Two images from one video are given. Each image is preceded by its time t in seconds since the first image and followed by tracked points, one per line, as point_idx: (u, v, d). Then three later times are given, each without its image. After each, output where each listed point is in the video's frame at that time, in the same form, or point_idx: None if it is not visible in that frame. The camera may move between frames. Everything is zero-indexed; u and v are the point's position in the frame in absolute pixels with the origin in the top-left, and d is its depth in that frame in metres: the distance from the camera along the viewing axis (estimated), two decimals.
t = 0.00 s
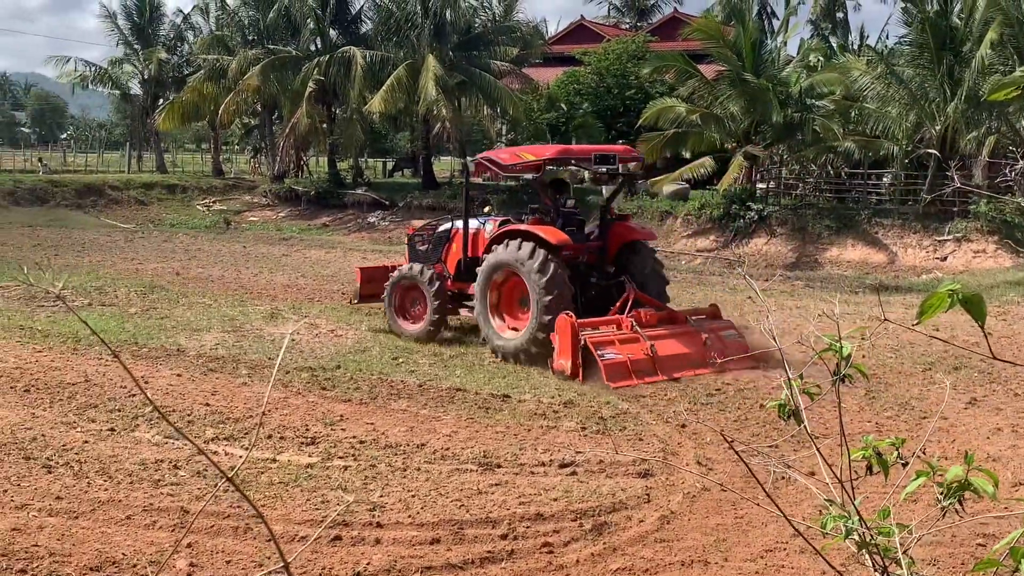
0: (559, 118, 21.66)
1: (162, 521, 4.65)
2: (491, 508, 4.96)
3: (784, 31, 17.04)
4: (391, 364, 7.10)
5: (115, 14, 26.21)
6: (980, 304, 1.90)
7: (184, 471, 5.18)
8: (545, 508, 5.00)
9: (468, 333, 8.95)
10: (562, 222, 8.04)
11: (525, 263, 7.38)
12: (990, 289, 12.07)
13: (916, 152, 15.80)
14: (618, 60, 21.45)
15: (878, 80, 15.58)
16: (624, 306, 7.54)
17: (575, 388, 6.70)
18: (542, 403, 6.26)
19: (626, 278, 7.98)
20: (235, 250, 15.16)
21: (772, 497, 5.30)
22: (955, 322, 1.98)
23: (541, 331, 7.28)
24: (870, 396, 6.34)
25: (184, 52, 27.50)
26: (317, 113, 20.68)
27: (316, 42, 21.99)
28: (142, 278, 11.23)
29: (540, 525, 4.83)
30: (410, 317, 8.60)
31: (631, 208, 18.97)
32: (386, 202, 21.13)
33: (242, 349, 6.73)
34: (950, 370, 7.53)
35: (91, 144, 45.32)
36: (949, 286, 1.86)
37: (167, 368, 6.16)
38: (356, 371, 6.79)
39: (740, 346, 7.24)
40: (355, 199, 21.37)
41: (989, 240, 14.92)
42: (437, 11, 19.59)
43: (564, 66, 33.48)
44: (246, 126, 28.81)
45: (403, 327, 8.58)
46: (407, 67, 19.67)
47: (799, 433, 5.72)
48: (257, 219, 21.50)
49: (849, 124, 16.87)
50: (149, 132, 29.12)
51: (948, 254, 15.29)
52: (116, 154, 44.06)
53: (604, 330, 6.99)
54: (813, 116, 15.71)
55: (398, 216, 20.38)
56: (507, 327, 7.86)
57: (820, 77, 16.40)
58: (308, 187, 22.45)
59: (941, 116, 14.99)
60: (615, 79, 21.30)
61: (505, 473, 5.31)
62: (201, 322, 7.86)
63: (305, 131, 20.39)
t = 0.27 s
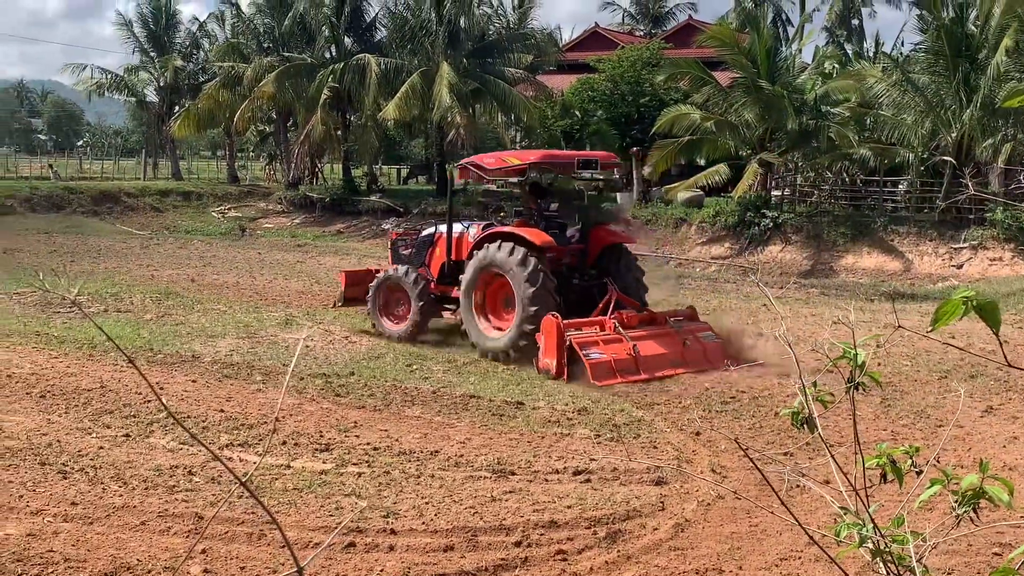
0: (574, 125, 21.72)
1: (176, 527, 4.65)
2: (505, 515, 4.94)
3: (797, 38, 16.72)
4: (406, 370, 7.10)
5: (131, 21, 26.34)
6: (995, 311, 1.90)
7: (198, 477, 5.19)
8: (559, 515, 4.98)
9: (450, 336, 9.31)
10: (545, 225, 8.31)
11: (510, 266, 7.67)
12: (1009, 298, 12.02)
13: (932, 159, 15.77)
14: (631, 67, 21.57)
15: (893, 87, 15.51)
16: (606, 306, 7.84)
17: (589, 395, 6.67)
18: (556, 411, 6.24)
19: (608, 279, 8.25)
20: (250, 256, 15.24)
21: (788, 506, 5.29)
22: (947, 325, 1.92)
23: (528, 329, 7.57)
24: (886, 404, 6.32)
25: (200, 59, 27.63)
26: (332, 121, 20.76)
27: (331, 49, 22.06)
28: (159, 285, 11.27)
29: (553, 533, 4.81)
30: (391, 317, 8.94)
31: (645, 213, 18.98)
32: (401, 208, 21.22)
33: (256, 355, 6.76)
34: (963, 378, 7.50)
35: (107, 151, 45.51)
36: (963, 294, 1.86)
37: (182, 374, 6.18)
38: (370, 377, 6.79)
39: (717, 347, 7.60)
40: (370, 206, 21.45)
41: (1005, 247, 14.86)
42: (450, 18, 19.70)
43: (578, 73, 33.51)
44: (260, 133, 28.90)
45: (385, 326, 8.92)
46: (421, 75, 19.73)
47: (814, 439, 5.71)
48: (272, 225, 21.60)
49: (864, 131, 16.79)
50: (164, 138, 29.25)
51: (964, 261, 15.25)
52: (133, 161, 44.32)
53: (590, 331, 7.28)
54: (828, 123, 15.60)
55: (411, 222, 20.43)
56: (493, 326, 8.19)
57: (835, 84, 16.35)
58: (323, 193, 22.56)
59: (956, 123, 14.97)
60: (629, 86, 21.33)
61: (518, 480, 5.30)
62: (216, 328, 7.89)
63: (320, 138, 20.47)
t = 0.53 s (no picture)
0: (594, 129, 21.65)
1: (199, 530, 4.66)
2: (527, 519, 4.92)
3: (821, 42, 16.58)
4: (427, 374, 7.10)
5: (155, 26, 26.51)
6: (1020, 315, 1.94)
7: (220, 480, 5.20)
8: (580, 519, 4.96)
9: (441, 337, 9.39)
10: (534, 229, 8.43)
11: (500, 269, 7.78)
12: None
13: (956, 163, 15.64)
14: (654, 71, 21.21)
15: (916, 90, 15.41)
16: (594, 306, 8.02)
17: (611, 399, 6.61)
18: (577, 415, 6.22)
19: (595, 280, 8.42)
20: (272, 260, 15.32)
21: (811, 511, 5.27)
22: (969, 330, 1.96)
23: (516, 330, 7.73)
24: (910, 409, 6.29)
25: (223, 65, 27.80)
26: (354, 125, 20.84)
27: (353, 54, 22.15)
28: (182, 289, 11.33)
29: (575, 537, 4.78)
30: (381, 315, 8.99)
31: (665, 217, 18.92)
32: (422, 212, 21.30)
33: (279, 358, 6.79)
34: (989, 383, 7.43)
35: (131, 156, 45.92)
36: (988, 299, 1.91)
37: (205, 377, 6.22)
38: (392, 381, 6.80)
39: (701, 345, 7.82)
40: (391, 210, 21.51)
41: None
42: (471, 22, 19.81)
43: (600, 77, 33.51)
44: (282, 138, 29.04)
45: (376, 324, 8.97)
46: (443, 79, 19.76)
47: (836, 444, 5.72)
48: (294, 229, 21.71)
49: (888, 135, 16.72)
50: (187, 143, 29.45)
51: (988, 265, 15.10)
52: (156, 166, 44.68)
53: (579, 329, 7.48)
54: (851, 127, 15.65)
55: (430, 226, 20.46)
56: (484, 328, 8.28)
57: (858, 87, 16.26)
58: (344, 198, 22.63)
59: (981, 126, 14.85)
60: (651, 90, 21.05)
61: (540, 484, 5.29)
62: (238, 331, 7.94)
63: (342, 143, 20.55)
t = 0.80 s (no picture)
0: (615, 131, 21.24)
1: (219, 530, 4.66)
2: (546, 522, 4.90)
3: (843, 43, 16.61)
4: (446, 377, 7.09)
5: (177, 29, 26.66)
6: None
7: (240, 482, 5.20)
8: (599, 523, 4.93)
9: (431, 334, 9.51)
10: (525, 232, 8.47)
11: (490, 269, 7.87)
12: None
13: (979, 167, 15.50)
14: (674, 74, 21.29)
15: (939, 93, 15.09)
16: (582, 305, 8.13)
17: (630, 402, 6.56)
18: (596, 418, 6.18)
19: (584, 281, 8.48)
20: (292, 262, 15.38)
21: (832, 515, 5.24)
22: (991, 330, 1.93)
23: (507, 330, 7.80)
24: (931, 413, 6.25)
25: (244, 67, 27.91)
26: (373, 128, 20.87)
27: (373, 57, 22.21)
28: (203, 290, 11.38)
29: (594, 540, 4.75)
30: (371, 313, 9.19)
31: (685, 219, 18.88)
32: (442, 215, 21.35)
33: (298, 360, 6.82)
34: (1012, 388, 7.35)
35: (152, 159, 46.28)
36: (1008, 301, 1.87)
37: (225, 379, 6.24)
38: (411, 384, 6.78)
39: (687, 341, 7.98)
40: (411, 213, 21.56)
41: None
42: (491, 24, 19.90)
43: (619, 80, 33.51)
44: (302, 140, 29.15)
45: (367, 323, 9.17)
46: (462, 82, 19.77)
47: (856, 448, 5.72)
48: (314, 231, 21.79)
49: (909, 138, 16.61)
50: (208, 145, 29.61)
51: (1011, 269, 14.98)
52: (177, 166, 45.04)
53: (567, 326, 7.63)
54: (874, 130, 15.47)
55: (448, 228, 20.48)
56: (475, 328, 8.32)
57: (881, 90, 16.16)
58: (364, 200, 22.70)
59: (1004, 130, 14.59)
60: (672, 92, 21.05)
61: (559, 487, 5.27)
62: (258, 333, 7.97)
63: (362, 145, 20.57)
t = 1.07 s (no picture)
0: (637, 138, 20.86)
1: (240, 535, 4.65)
2: (566, 529, 4.85)
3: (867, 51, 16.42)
4: (466, 383, 7.06)
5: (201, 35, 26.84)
6: None
7: (261, 486, 5.20)
8: (619, 530, 4.88)
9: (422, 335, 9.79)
10: (520, 236, 8.78)
11: (487, 271, 8.11)
12: None
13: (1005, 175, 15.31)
14: (697, 81, 21.40)
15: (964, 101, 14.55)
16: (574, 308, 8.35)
17: (651, 410, 6.49)
18: (618, 425, 6.12)
19: (576, 284, 8.72)
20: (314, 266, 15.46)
21: (853, 525, 5.21)
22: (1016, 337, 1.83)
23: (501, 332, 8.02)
24: (955, 423, 6.20)
25: (267, 73, 28.09)
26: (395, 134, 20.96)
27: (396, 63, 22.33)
28: (227, 295, 11.44)
29: (615, 548, 4.70)
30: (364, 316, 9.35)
31: (707, 226, 18.84)
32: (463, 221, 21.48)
33: (319, 365, 6.84)
34: None
35: (177, 163, 46.69)
36: None
37: (246, 383, 6.26)
38: (431, 390, 6.77)
39: (676, 343, 8.24)
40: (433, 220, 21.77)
41: None
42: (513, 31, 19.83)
43: (643, 87, 33.57)
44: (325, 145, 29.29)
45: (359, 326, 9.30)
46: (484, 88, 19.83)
47: (878, 458, 5.74)
48: (336, 236, 21.89)
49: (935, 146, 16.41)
50: (231, 150, 29.81)
51: None
52: (201, 172, 45.35)
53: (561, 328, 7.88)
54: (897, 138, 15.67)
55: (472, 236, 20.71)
56: (468, 328, 8.57)
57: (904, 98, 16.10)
58: (386, 206, 22.79)
59: None
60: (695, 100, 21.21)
61: (580, 494, 5.22)
62: (280, 338, 8.02)
63: (384, 151, 20.65)
